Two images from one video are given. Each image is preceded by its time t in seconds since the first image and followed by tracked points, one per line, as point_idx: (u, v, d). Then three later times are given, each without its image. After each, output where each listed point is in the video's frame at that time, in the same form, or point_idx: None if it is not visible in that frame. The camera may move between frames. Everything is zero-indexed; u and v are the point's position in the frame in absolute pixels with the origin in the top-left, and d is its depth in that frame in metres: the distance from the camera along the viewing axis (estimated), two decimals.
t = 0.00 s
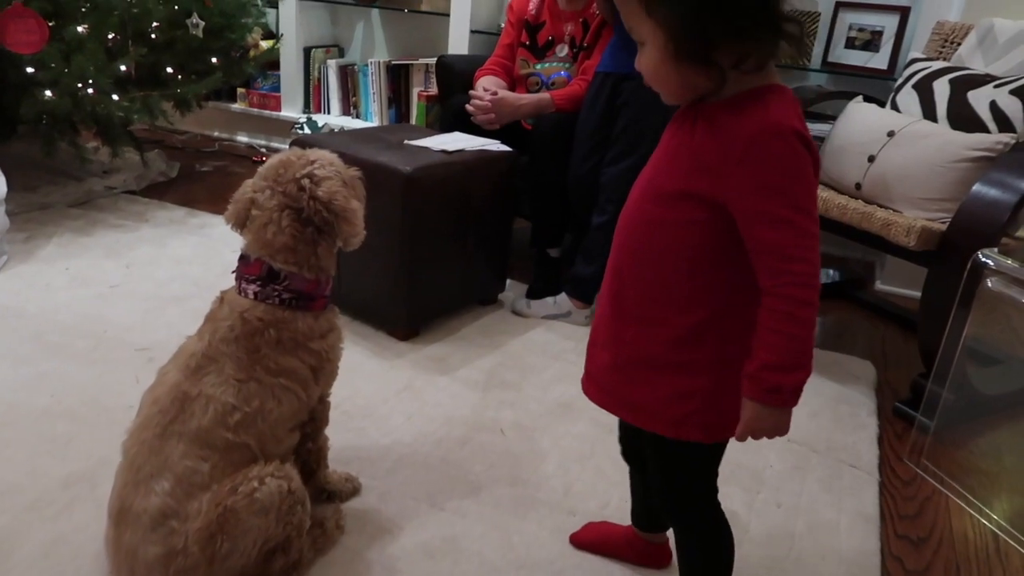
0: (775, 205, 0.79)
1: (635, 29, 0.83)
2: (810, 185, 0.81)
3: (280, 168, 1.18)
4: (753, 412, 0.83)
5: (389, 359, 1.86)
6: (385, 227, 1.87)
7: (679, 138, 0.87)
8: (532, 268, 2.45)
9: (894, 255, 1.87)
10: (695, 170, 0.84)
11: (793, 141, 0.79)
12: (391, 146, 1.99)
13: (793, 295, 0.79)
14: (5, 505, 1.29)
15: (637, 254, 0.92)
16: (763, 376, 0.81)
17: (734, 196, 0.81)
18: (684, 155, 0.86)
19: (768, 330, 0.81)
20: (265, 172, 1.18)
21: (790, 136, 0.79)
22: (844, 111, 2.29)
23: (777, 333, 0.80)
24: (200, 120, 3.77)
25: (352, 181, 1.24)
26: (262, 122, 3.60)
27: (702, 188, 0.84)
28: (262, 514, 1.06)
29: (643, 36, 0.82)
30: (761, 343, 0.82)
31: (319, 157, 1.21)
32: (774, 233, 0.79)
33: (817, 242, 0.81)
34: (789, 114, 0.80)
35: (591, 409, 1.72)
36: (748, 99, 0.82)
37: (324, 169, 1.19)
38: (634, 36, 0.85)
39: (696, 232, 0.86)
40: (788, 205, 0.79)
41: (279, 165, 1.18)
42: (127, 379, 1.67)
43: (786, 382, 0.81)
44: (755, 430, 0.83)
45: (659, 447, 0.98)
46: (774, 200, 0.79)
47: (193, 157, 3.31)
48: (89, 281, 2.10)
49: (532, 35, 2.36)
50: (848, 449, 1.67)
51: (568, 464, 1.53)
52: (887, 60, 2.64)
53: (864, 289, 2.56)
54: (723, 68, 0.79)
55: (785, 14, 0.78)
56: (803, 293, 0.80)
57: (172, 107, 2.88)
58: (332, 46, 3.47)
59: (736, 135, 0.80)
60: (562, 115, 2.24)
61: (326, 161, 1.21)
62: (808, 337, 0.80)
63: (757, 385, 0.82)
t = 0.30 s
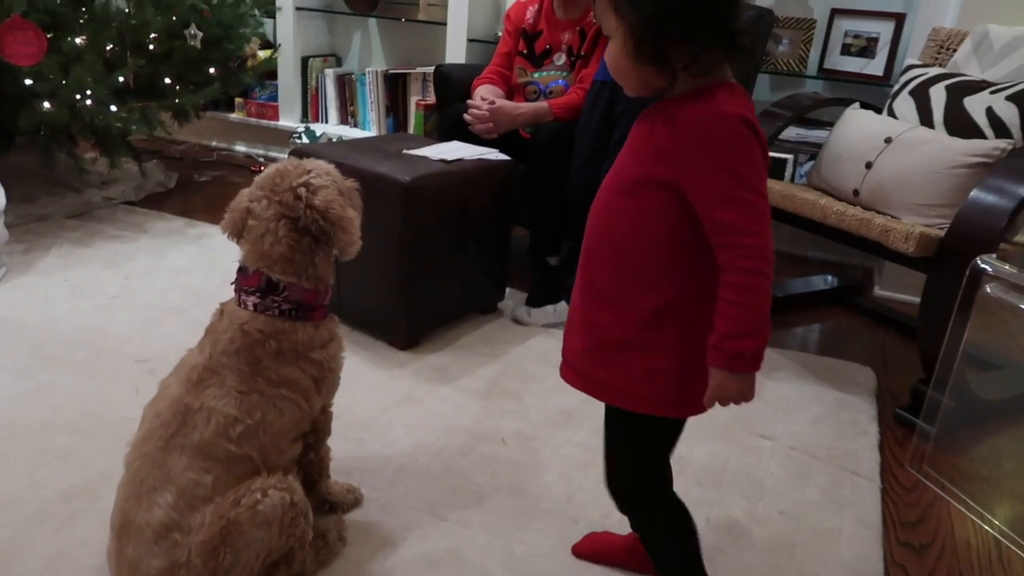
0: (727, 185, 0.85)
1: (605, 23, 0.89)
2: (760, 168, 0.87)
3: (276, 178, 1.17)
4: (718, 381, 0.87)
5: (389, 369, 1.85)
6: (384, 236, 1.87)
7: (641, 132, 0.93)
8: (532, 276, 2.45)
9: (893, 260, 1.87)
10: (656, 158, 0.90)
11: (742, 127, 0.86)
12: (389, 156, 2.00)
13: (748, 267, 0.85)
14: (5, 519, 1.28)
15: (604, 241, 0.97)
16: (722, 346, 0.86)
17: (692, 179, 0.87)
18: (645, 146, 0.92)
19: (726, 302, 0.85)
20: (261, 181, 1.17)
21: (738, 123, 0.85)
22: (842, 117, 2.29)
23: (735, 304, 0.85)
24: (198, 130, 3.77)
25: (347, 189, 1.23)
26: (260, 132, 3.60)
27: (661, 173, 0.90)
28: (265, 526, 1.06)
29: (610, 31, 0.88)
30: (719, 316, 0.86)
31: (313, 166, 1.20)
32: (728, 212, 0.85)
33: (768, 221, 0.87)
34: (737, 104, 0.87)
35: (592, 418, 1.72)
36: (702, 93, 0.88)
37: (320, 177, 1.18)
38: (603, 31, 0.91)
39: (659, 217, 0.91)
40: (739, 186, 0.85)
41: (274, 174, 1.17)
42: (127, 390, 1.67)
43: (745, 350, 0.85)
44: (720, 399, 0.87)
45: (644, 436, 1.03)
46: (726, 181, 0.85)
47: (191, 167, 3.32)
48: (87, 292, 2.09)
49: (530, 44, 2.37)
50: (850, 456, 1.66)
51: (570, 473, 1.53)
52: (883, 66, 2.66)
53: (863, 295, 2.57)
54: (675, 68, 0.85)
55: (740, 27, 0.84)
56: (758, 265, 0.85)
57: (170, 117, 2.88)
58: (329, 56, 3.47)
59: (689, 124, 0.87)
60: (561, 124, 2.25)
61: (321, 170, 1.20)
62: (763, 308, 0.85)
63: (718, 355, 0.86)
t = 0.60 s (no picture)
0: (660, 174, 0.98)
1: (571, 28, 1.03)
2: (692, 159, 0.99)
3: (278, 188, 1.16)
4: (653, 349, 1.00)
5: (395, 379, 1.85)
6: (388, 247, 1.87)
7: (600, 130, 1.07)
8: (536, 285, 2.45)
9: (899, 265, 1.87)
10: (605, 152, 1.03)
11: (675, 121, 0.98)
12: (392, 166, 2.00)
13: (674, 248, 0.97)
14: (13, 535, 1.28)
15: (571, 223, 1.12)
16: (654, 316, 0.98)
17: (631, 170, 1.00)
18: (600, 142, 1.06)
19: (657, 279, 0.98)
20: (263, 192, 1.17)
21: (672, 117, 0.98)
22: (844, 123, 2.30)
23: (664, 279, 0.97)
24: (199, 142, 3.78)
25: (348, 197, 1.22)
26: (261, 144, 3.61)
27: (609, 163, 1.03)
28: (276, 539, 1.06)
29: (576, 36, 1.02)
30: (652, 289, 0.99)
31: (314, 176, 1.19)
32: (660, 197, 0.97)
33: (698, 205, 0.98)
34: (673, 101, 0.99)
35: (599, 427, 1.72)
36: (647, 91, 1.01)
37: (322, 187, 1.17)
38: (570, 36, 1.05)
39: (609, 204, 1.05)
40: (671, 174, 0.97)
41: (277, 184, 1.16)
42: (133, 403, 1.67)
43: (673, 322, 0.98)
44: (654, 365, 1.00)
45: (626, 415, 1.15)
46: (660, 169, 0.98)
47: (193, 180, 3.32)
48: (92, 306, 2.10)
49: (531, 54, 2.37)
50: (858, 461, 1.66)
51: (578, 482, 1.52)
52: (884, 71, 2.66)
53: (867, 300, 2.56)
54: (635, 69, 1.00)
55: (693, 34, 0.98)
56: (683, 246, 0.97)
57: (172, 130, 2.89)
58: (330, 67, 3.48)
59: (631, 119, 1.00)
60: (564, 132, 2.25)
61: (323, 178, 1.19)
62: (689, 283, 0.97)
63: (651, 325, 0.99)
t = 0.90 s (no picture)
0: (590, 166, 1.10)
1: (517, 28, 1.14)
2: (620, 153, 1.11)
3: (286, 195, 1.16)
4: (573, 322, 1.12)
5: (403, 386, 1.85)
6: (395, 253, 1.87)
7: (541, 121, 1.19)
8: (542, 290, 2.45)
9: (906, 268, 1.87)
10: (546, 141, 1.16)
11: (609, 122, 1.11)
12: (399, 173, 2.00)
13: (597, 230, 1.09)
14: (24, 544, 1.28)
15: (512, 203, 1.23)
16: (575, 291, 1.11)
17: (567, 159, 1.12)
18: (541, 132, 1.18)
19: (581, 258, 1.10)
20: (271, 199, 1.17)
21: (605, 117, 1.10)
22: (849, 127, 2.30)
23: (586, 260, 1.10)
24: (204, 150, 3.79)
25: (356, 205, 1.21)
26: (266, 151, 3.62)
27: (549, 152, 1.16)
28: (287, 545, 1.06)
29: (521, 36, 1.14)
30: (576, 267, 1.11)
31: (321, 183, 1.19)
32: (589, 186, 1.10)
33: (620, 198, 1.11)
34: (606, 100, 1.11)
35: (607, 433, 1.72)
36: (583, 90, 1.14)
37: (330, 195, 1.16)
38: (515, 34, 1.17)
39: (546, 189, 1.17)
40: (600, 167, 1.10)
41: (285, 192, 1.16)
42: (142, 411, 1.67)
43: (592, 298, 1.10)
44: (574, 336, 1.12)
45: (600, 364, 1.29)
46: (591, 162, 1.10)
47: (198, 188, 3.33)
48: (100, 315, 2.10)
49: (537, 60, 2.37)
50: (868, 466, 1.65)
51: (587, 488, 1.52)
52: (888, 74, 2.67)
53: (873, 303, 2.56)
54: (577, 70, 1.12)
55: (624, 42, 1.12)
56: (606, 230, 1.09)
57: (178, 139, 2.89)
58: (334, 75, 3.50)
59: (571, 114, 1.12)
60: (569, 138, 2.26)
61: (332, 185, 1.19)
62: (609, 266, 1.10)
63: (573, 300, 1.11)
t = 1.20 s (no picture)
0: (585, 147, 1.24)
1: (486, 44, 1.23)
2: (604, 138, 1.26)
3: (299, 204, 1.15)
4: (602, 282, 1.21)
5: (417, 391, 1.86)
6: (408, 259, 1.88)
7: (517, 122, 1.31)
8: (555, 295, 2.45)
9: (921, 269, 1.86)
10: (533, 137, 1.28)
11: (590, 111, 1.26)
12: (411, 178, 2.01)
13: (607, 204, 1.21)
14: (44, 549, 1.28)
15: (500, 201, 1.34)
16: (599, 254, 1.20)
17: (562, 149, 1.25)
18: (522, 131, 1.30)
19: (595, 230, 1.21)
20: (284, 208, 1.15)
21: (586, 107, 1.26)
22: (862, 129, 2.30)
23: (603, 224, 1.20)
24: (216, 157, 3.81)
25: (372, 216, 1.18)
26: (278, 158, 3.64)
27: (539, 146, 1.28)
28: (306, 549, 1.06)
29: (492, 48, 1.23)
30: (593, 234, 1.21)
31: (335, 193, 1.16)
32: (588, 163, 1.23)
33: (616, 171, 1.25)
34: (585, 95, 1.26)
35: (622, 438, 1.71)
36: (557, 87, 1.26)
37: (343, 207, 1.14)
38: (481, 48, 1.25)
39: (539, 179, 1.30)
40: (595, 149, 1.24)
41: (300, 200, 1.15)
42: (158, 416, 1.68)
43: (618, 256, 1.20)
44: (603, 299, 1.22)
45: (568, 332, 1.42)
46: (586, 146, 1.24)
47: (211, 194, 3.35)
48: (115, 321, 2.11)
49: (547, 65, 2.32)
50: (885, 470, 1.64)
51: (602, 493, 1.52)
52: (901, 75, 2.67)
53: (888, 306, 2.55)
54: (553, 73, 1.23)
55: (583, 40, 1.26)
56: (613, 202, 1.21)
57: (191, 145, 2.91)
58: (346, 81, 3.51)
59: (556, 107, 1.26)
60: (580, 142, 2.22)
61: (348, 194, 1.17)
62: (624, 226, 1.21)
63: (597, 266, 1.21)
